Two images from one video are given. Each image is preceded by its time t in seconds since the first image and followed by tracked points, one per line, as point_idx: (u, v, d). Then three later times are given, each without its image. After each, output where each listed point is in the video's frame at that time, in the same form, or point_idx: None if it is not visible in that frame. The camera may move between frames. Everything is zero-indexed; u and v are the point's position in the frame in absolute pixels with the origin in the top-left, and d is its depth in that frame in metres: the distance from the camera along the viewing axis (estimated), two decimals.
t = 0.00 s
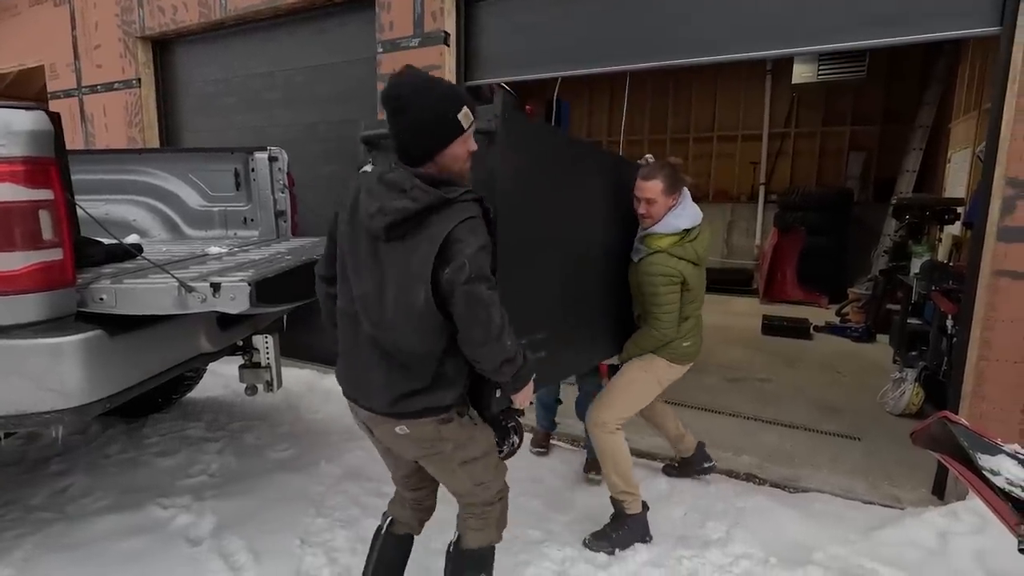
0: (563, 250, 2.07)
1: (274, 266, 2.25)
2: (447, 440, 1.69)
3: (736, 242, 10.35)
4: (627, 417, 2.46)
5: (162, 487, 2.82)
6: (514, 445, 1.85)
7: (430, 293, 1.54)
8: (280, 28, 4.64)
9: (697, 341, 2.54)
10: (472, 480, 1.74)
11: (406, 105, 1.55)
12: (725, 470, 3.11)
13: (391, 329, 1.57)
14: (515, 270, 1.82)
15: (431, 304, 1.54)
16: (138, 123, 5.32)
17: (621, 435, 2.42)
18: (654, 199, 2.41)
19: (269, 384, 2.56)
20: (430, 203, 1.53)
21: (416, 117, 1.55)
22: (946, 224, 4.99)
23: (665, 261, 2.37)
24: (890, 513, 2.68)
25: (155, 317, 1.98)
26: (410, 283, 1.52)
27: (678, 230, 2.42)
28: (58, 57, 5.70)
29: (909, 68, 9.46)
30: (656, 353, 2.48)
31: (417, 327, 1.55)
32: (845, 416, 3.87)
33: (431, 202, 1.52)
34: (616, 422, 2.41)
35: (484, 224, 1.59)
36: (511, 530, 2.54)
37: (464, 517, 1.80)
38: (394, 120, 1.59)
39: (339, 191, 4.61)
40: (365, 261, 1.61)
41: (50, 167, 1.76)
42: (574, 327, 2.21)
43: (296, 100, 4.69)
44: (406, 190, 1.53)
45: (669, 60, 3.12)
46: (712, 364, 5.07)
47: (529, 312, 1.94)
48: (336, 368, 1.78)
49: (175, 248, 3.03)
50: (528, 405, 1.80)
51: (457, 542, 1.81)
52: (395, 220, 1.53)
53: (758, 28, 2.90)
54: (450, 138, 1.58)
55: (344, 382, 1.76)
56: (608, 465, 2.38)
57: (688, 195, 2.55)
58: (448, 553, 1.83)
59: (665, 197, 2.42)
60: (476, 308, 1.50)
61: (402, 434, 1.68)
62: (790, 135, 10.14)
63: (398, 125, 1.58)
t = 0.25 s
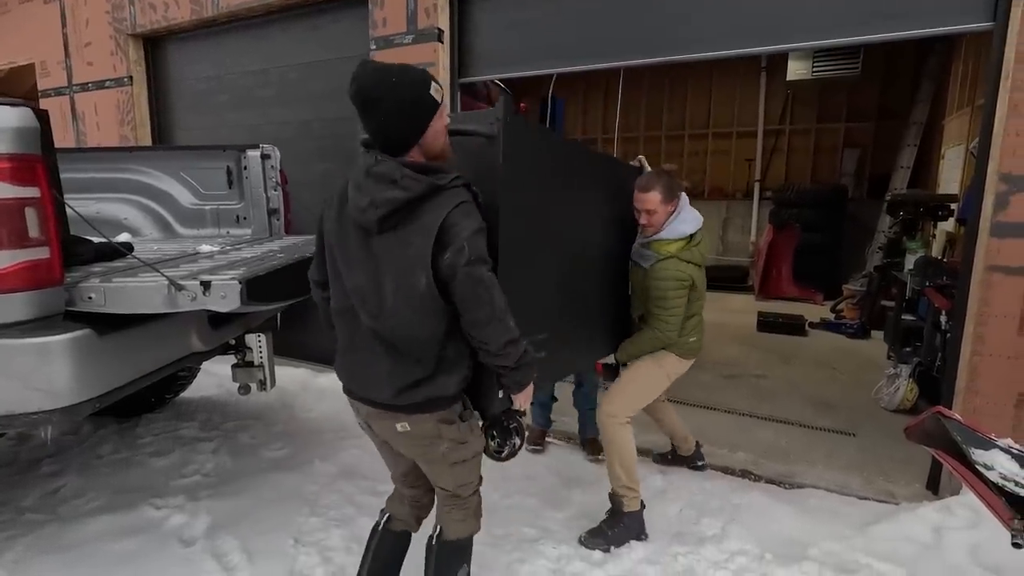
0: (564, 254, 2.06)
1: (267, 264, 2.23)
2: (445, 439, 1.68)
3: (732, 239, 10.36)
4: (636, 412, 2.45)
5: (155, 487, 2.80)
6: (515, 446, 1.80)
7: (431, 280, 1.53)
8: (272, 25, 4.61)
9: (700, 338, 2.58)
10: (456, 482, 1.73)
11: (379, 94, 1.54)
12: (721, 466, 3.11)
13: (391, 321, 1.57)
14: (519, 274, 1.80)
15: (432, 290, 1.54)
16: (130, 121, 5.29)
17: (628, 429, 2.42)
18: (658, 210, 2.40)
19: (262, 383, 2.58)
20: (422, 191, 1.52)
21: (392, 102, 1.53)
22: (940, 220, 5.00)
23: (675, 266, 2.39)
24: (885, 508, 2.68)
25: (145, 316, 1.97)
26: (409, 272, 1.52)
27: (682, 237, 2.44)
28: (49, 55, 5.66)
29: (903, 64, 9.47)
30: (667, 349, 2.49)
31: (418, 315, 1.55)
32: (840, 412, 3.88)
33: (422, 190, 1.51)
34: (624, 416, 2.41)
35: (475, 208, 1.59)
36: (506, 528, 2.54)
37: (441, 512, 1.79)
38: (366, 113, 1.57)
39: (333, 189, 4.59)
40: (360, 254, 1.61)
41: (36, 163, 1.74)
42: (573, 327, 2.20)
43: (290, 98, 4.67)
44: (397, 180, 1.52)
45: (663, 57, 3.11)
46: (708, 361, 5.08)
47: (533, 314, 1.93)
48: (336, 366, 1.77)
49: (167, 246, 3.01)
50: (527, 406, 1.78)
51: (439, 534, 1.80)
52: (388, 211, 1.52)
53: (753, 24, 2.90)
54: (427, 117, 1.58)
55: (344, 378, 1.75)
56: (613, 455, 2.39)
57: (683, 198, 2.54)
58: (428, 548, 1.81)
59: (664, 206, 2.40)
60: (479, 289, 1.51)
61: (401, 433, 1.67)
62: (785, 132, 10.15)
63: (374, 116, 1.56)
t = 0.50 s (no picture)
0: (566, 265, 2.09)
1: (260, 266, 2.24)
2: (447, 439, 1.69)
3: (727, 238, 10.39)
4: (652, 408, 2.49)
5: (149, 487, 2.80)
6: (514, 457, 1.85)
7: (449, 281, 1.56)
8: (266, 24, 4.61)
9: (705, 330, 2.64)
10: (456, 481, 1.74)
11: (399, 102, 1.56)
12: (714, 464, 3.13)
13: (405, 318, 1.58)
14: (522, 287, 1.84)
15: (450, 292, 1.56)
16: (123, 120, 5.27)
17: (651, 425, 2.46)
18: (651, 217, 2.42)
19: (257, 383, 2.56)
20: (445, 193, 1.54)
21: (410, 111, 1.56)
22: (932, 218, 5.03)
23: (669, 276, 2.40)
24: (876, 505, 2.70)
25: (137, 317, 1.97)
26: (429, 271, 1.54)
27: (676, 245, 2.45)
28: (41, 54, 5.64)
29: (896, 64, 9.51)
30: (676, 341, 2.58)
31: (433, 314, 1.57)
32: (833, 410, 3.91)
33: (447, 192, 1.54)
34: (644, 411, 2.45)
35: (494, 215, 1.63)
36: (501, 526, 2.55)
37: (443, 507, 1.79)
38: (385, 117, 1.60)
39: (327, 188, 4.59)
40: (374, 250, 1.61)
41: (28, 165, 1.74)
42: (570, 332, 2.20)
43: (284, 98, 4.66)
44: (421, 180, 1.54)
45: (656, 57, 3.12)
46: (702, 359, 5.10)
47: (534, 323, 1.95)
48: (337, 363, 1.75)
49: (160, 247, 3.01)
50: (528, 418, 1.82)
51: (439, 530, 1.80)
52: (412, 210, 1.53)
53: (745, 25, 2.91)
54: (441, 129, 1.61)
55: (346, 373, 1.74)
56: (631, 454, 2.42)
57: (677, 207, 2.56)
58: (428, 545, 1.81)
59: (657, 216, 2.43)
60: (497, 295, 1.54)
61: (402, 433, 1.67)
62: (779, 131, 10.18)
63: (392, 120, 1.58)
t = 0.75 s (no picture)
0: (561, 265, 2.09)
1: (249, 266, 2.22)
2: (465, 439, 1.68)
3: (721, 237, 10.40)
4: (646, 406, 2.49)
5: (140, 490, 2.78)
6: (526, 455, 1.79)
7: (459, 274, 1.56)
8: (258, 23, 4.58)
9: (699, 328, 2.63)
10: (471, 481, 1.73)
11: (387, 101, 1.55)
12: (708, 463, 3.12)
13: (419, 316, 1.57)
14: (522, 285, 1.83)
15: (461, 284, 1.56)
16: (114, 120, 5.24)
17: (644, 424, 2.46)
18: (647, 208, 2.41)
19: (247, 385, 2.55)
20: (439, 187, 1.54)
21: (396, 110, 1.55)
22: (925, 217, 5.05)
23: (666, 268, 2.40)
24: (868, 503, 2.71)
25: (124, 318, 1.95)
26: (439, 265, 1.54)
27: (671, 237, 2.44)
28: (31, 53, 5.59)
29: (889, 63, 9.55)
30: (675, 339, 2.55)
31: (445, 308, 1.57)
32: (826, 408, 3.92)
33: (441, 185, 1.54)
34: (637, 410, 2.45)
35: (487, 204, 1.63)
36: (494, 526, 2.54)
37: (450, 510, 1.78)
38: (373, 115, 1.59)
39: (320, 188, 4.57)
40: (376, 255, 1.58)
41: (12, 165, 1.72)
42: (566, 334, 2.19)
43: (276, 97, 4.64)
44: (416, 176, 1.53)
45: (648, 56, 3.12)
46: (696, 358, 5.11)
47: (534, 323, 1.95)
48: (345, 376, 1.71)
49: (150, 247, 2.99)
50: (536, 416, 1.79)
51: (444, 533, 1.79)
52: (411, 206, 1.52)
53: (737, 24, 2.91)
54: (425, 129, 1.58)
55: (354, 384, 1.69)
56: (628, 452, 2.44)
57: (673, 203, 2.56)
58: (430, 547, 1.81)
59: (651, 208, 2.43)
60: (506, 280, 1.56)
61: (421, 438, 1.65)
62: (773, 130, 10.20)
63: (380, 119, 1.56)
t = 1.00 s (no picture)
0: (552, 266, 2.08)
1: (239, 264, 2.20)
2: (446, 438, 1.67)
3: (715, 236, 10.41)
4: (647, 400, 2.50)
5: (129, 492, 2.76)
6: (507, 458, 1.84)
7: (449, 272, 1.55)
8: (249, 21, 4.55)
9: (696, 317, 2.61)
10: (451, 481, 1.72)
11: (375, 100, 1.53)
12: (703, 461, 3.12)
13: (406, 313, 1.55)
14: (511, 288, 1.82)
15: (451, 282, 1.55)
16: (103, 118, 5.19)
17: (644, 419, 2.47)
18: (644, 194, 2.41)
19: (239, 385, 2.54)
20: (431, 184, 1.54)
21: (385, 111, 1.55)
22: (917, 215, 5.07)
23: (661, 254, 2.40)
24: (862, 500, 2.71)
25: (112, 319, 1.93)
26: (429, 263, 1.53)
27: (670, 222, 2.44)
28: (18, 51, 5.53)
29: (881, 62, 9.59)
30: (668, 332, 2.55)
31: (433, 306, 1.55)
32: (819, 405, 3.93)
33: (432, 183, 1.54)
34: (637, 406, 2.45)
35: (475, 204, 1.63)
36: (488, 526, 2.53)
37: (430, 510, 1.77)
38: (354, 113, 1.56)
39: (312, 187, 4.54)
40: (364, 251, 1.57)
41: None
42: (556, 334, 2.18)
43: (267, 95, 4.61)
44: (406, 173, 1.52)
45: (641, 54, 3.11)
46: (690, 357, 5.11)
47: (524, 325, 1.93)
48: (330, 371, 1.69)
49: (140, 247, 2.95)
50: (517, 421, 1.78)
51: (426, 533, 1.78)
52: (402, 203, 1.51)
53: (729, 22, 2.91)
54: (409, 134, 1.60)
55: (340, 380, 1.67)
56: (625, 445, 2.44)
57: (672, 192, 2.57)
58: (415, 548, 1.79)
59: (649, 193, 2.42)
60: (495, 279, 1.56)
61: (403, 435, 1.64)
62: (766, 129, 10.22)
63: (370, 118, 1.54)
